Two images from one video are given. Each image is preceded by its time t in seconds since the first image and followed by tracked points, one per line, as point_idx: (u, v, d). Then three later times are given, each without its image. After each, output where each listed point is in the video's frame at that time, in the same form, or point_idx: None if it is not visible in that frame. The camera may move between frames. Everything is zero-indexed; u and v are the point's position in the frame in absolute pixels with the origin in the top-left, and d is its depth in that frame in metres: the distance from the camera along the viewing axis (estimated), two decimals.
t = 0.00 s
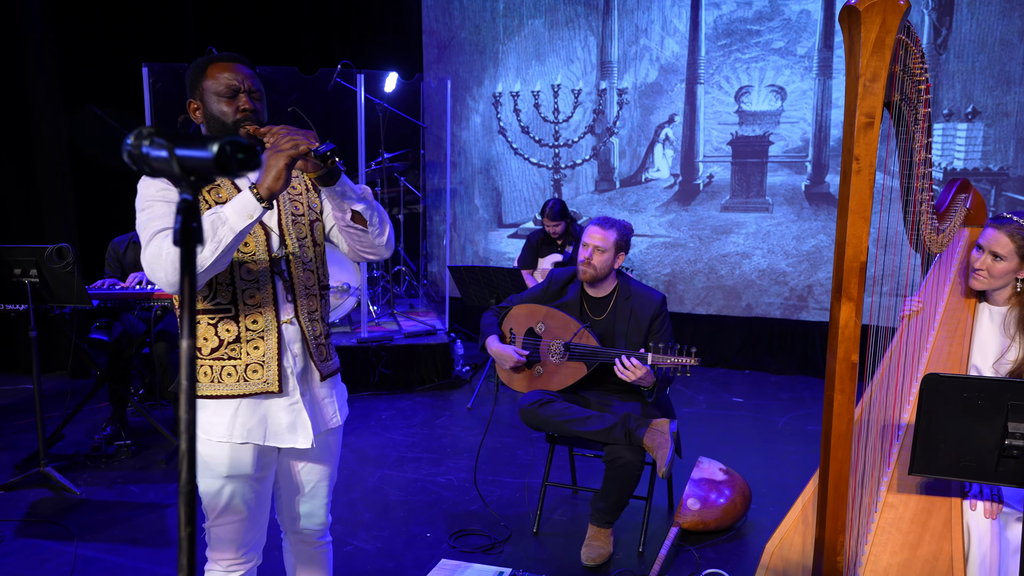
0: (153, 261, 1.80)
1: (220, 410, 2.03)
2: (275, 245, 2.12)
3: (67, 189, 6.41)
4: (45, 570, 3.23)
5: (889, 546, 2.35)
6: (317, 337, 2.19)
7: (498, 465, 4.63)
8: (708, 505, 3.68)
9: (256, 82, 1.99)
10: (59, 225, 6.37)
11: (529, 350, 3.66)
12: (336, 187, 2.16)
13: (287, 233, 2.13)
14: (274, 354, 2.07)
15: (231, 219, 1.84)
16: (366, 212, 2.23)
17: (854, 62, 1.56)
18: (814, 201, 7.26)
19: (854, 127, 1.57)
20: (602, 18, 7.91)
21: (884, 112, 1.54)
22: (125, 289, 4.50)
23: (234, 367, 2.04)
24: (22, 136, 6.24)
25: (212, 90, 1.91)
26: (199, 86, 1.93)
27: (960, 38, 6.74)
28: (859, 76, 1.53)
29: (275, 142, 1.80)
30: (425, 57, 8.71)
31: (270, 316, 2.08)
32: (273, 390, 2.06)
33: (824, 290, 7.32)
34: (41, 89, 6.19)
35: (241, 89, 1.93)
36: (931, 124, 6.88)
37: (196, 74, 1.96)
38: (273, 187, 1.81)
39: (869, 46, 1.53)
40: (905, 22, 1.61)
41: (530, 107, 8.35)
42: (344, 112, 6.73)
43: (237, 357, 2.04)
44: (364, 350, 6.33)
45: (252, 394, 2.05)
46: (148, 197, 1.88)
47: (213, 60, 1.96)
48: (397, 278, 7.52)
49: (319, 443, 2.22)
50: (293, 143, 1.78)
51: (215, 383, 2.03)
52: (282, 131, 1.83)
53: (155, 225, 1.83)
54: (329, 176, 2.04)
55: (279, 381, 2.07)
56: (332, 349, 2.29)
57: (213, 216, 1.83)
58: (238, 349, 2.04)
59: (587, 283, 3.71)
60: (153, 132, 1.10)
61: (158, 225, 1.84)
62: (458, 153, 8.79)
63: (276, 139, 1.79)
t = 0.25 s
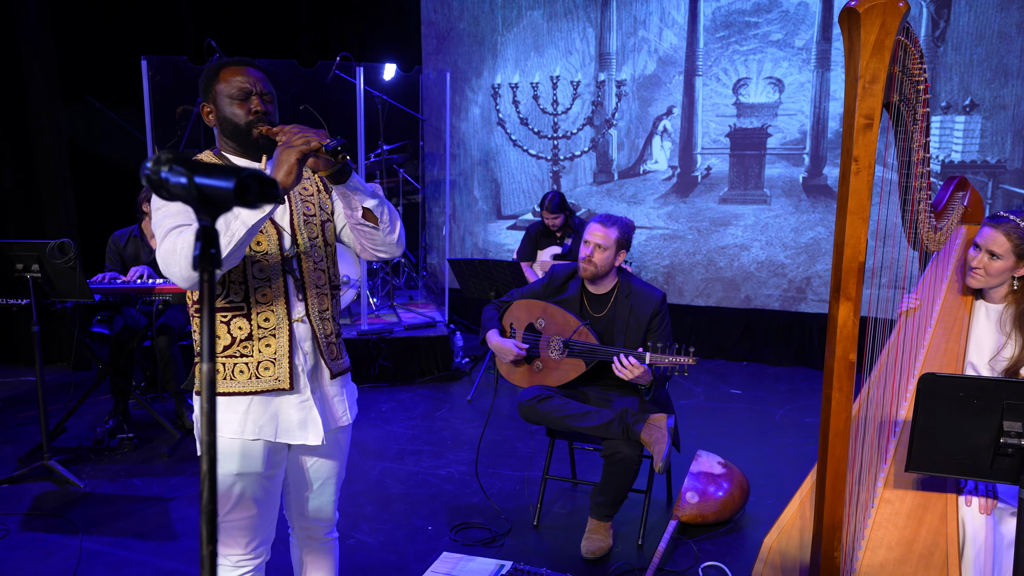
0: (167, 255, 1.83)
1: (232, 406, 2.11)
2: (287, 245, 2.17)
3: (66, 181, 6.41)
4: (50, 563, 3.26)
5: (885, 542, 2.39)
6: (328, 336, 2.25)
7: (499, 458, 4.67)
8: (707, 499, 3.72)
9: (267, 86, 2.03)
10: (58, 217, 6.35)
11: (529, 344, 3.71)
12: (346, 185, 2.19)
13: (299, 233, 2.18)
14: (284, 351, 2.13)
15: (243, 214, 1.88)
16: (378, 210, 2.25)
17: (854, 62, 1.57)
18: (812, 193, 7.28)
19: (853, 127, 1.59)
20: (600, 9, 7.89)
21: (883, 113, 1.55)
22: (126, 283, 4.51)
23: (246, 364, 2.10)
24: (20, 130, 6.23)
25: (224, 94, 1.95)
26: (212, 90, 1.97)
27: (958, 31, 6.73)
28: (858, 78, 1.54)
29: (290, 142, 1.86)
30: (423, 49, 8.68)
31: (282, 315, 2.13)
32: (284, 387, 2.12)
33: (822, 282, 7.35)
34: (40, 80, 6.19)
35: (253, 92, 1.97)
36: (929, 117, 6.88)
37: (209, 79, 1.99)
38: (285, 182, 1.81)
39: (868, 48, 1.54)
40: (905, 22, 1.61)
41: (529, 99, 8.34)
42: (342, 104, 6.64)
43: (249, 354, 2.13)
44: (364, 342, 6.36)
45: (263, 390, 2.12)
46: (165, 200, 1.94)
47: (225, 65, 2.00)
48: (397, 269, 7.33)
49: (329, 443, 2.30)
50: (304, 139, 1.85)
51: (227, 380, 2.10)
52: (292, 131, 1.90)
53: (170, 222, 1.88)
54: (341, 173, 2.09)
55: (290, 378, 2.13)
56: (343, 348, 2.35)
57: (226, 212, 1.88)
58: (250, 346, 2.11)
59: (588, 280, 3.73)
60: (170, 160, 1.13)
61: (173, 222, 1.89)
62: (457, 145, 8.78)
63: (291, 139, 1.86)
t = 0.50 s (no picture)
0: (180, 259, 1.94)
1: (242, 406, 2.16)
2: (296, 246, 2.20)
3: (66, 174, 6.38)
4: (57, 555, 3.29)
5: (882, 536, 2.44)
6: (335, 337, 2.31)
7: (499, 450, 4.72)
8: (705, 491, 3.77)
9: (278, 90, 2.13)
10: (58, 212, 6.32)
11: (529, 340, 3.74)
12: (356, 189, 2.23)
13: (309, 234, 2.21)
14: (292, 351, 2.18)
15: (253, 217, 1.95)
16: (386, 213, 2.29)
17: (852, 65, 1.59)
18: (809, 184, 7.31)
19: (852, 128, 1.61)
20: None
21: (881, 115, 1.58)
22: (127, 276, 4.52)
23: (255, 363, 2.16)
24: (19, 122, 6.21)
25: (236, 98, 2.05)
26: (224, 94, 2.07)
27: (955, 23, 6.73)
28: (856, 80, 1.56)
29: (299, 144, 1.96)
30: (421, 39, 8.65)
31: (291, 316, 2.19)
32: (292, 386, 2.18)
33: (819, 272, 7.39)
34: (38, 73, 6.15)
35: (264, 97, 2.07)
36: (926, 109, 6.89)
37: (221, 83, 2.09)
38: (292, 185, 1.94)
39: (866, 49, 1.56)
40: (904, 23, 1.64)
41: (527, 89, 8.33)
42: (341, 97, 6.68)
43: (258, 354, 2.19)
44: (364, 333, 6.38)
45: (272, 389, 2.17)
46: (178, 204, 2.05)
47: (238, 70, 2.10)
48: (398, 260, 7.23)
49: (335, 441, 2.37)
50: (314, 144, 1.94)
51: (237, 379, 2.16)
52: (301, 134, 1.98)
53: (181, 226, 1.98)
54: (349, 176, 2.12)
55: (298, 377, 2.19)
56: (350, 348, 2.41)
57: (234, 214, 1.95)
58: (260, 346, 2.16)
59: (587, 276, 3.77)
60: (194, 187, 1.32)
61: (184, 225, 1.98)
62: (456, 135, 8.77)
63: (301, 142, 1.95)
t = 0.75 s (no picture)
0: (189, 259, 1.96)
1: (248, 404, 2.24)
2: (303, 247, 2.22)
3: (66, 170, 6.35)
4: (63, 549, 3.33)
5: (878, 530, 2.49)
6: (341, 338, 2.35)
7: (499, 442, 4.76)
8: (704, 484, 3.82)
9: (286, 94, 2.18)
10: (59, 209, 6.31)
11: (529, 336, 3.77)
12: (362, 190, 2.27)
13: (316, 234, 2.23)
14: (299, 350, 2.23)
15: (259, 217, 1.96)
16: (392, 215, 2.32)
17: (852, 66, 1.62)
18: (805, 176, 7.33)
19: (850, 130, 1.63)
20: None
21: (879, 117, 1.60)
22: (128, 271, 4.54)
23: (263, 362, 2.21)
24: (18, 116, 6.21)
25: (246, 102, 2.10)
26: (233, 97, 2.12)
27: (952, 16, 6.73)
28: (855, 81, 1.58)
29: (305, 143, 1.99)
30: (419, 30, 8.62)
31: (297, 316, 2.23)
32: (298, 385, 2.22)
33: (817, 265, 7.43)
34: (37, 69, 6.13)
35: (273, 102, 2.13)
36: (923, 102, 6.90)
37: (231, 86, 2.15)
38: (298, 185, 1.97)
39: (865, 52, 1.59)
40: (902, 27, 1.67)
41: (526, 81, 8.31)
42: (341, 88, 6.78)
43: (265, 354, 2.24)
44: (364, 326, 6.41)
45: (279, 387, 2.21)
46: (186, 203, 2.07)
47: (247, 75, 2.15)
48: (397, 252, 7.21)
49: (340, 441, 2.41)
50: (319, 142, 1.96)
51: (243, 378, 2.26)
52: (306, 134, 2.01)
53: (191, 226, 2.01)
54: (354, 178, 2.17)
55: (304, 376, 2.23)
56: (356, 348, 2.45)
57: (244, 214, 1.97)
58: (267, 345, 2.21)
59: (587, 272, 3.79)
60: (214, 211, 1.36)
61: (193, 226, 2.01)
62: (454, 127, 8.75)
63: (307, 141, 1.98)
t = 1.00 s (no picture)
0: (198, 258, 1.98)
1: (256, 403, 2.30)
2: (310, 249, 2.24)
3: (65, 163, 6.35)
4: (70, 542, 3.37)
5: (872, 524, 2.55)
6: (346, 338, 2.40)
7: (499, 435, 4.81)
8: (701, 476, 3.88)
9: (295, 98, 2.20)
10: (58, 201, 6.29)
11: (529, 331, 3.81)
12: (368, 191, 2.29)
13: (321, 237, 2.26)
14: (305, 351, 2.28)
15: (268, 217, 1.99)
16: (397, 215, 2.34)
17: (851, 68, 1.64)
18: (801, 168, 7.36)
19: (848, 132, 1.65)
20: None
21: (877, 119, 1.62)
22: (129, 265, 4.56)
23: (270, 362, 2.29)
24: (16, 108, 6.18)
25: (254, 105, 2.13)
26: (242, 100, 2.15)
27: (947, 9, 6.74)
28: (853, 84, 1.61)
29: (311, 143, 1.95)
30: (417, 22, 8.60)
31: (304, 317, 2.27)
32: (305, 385, 2.27)
33: (814, 256, 7.48)
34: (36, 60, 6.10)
35: (281, 105, 2.14)
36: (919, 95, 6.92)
37: (241, 89, 2.18)
38: (304, 184, 1.93)
39: (863, 55, 1.61)
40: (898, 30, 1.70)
41: (523, 73, 8.31)
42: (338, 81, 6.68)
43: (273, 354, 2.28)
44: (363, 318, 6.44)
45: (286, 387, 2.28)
46: (194, 203, 2.09)
47: (256, 79, 2.18)
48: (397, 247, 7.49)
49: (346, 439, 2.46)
50: (322, 140, 1.92)
51: (252, 377, 2.30)
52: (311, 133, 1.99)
53: (199, 227, 2.02)
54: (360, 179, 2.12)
55: (311, 376, 2.28)
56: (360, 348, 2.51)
57: (252, 214, 2.00)
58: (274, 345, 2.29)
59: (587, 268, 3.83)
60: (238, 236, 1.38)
61: (201, 227, 2.03)
62: (453, 119, 8.74)
63: (312, 140, 1.94)
